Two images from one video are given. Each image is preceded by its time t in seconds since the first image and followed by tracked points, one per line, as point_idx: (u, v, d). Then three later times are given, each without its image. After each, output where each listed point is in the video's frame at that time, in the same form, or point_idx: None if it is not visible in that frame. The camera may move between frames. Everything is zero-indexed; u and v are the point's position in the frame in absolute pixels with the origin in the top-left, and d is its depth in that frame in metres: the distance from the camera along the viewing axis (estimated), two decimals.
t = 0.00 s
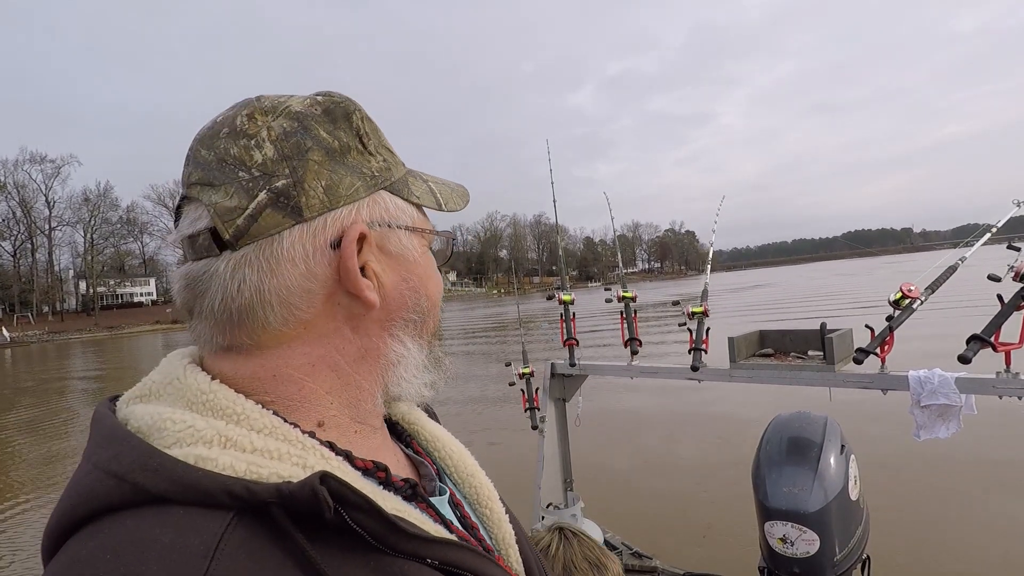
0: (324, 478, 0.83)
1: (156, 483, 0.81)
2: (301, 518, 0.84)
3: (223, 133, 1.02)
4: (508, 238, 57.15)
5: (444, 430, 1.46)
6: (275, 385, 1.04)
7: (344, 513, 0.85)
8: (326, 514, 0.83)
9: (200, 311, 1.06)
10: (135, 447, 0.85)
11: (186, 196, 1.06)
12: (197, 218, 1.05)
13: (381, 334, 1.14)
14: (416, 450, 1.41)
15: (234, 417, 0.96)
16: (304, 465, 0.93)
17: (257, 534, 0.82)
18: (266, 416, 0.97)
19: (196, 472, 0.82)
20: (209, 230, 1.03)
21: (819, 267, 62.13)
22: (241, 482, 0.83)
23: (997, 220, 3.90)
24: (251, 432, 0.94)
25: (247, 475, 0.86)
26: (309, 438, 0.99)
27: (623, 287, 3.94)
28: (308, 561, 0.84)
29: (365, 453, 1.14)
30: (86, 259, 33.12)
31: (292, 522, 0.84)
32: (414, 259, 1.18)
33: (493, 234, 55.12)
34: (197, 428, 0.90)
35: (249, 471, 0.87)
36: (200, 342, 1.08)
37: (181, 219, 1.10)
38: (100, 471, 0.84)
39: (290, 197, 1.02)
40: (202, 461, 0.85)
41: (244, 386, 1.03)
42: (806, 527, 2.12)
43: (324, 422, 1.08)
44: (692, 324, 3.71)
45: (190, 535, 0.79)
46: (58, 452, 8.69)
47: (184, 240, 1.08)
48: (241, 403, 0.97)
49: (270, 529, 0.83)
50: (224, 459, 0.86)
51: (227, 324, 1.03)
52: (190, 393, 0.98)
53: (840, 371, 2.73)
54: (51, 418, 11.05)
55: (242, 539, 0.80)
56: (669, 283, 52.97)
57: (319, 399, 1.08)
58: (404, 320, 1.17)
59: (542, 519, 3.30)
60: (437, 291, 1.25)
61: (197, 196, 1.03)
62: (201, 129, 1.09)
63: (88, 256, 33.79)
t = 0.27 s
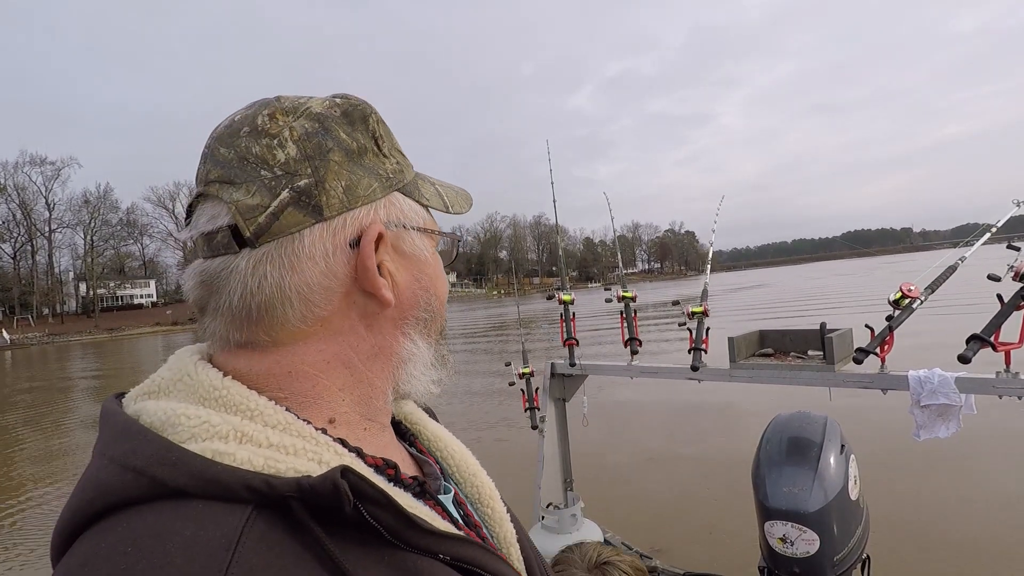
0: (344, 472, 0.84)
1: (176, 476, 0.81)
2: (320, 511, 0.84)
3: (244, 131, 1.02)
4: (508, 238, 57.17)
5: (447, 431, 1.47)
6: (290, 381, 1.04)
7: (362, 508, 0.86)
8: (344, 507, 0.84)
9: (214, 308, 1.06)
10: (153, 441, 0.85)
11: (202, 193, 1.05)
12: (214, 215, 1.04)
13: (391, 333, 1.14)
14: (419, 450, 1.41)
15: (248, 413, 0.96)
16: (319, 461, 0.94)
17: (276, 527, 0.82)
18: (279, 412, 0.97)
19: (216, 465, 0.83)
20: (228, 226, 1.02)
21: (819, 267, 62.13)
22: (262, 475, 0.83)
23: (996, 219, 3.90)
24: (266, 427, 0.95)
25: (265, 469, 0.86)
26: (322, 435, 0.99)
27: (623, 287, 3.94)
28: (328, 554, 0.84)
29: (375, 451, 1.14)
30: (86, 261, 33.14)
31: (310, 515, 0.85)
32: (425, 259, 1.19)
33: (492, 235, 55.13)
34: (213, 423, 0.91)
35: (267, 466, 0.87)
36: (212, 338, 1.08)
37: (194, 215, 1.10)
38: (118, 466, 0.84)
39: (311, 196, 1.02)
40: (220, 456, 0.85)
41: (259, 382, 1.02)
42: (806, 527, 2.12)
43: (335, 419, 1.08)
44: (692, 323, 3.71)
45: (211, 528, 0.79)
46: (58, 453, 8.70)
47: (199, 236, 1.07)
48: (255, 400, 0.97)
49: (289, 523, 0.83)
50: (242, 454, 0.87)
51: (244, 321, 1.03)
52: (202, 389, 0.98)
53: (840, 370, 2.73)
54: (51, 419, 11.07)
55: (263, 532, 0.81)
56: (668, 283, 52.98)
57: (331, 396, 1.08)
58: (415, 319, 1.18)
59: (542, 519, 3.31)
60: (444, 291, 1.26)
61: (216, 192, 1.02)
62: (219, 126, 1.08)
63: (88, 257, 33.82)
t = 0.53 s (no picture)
0: (347, 467, 0.84)
1: (178, 473, 0.81)
2: (323, 507, 0.84)
3: (246, 132, 1.02)
4: (508, 239, 57.18)
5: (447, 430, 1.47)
6: (291, 380, 1.03)
7: (364, 503, 0.86)
8: (346, 503, 0.84)
9: (216, 307, 1.06)
10: (156, 439, 0.85)
11: (204, 192, 1.05)
12: (216, 214, 1.04)
13: (390, 332, 1.14)
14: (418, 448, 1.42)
15: (249, 410, 0.95)
16: (322, 457, 0.93)
17: (280, 523, 0.82)
18: (282, 410, 0.97)
19: (219, 462, 0.82)
20: (230, 226, 1.02)
21: (818, 266, 62.14)
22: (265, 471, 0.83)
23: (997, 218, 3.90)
24: (268, 424, 0.94)
25: (268, 466, 0.86)
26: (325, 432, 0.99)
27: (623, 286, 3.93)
28: (330, 549, 0.84)
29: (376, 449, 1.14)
30: (86, 263, 33.13)
31: (312, 511, 0.84)
32: (423, 257, 1.19)
33: (492, 236, 55.13)
34: (215, 421, 0.90)
35: (269, 462, 0.87)
36: (213, 337, 1.07)
37: (196, 213, 1.09)
38: (120, 465, 0.84)
39: (313, 196, 1.02)
40: (222, 452, 0.85)
41: (260, 381, 1.02)
42: (806, 527, 2.12)
43: (335, 417, 1.07)
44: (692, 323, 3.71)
45: (214, 525, 0.79)
46: (58, 455, 8.70)
47: (200, 236, 1.06)
48: (257, 398, 0.97)
49: (292, 518, 0.83)
50: (244, 451, 0.86)
51: (245, 320, 1.02)
52: (205, 387, 0.97)
53: (840, 370, 2.73)
54: (51, 421, 11.07)
55: (266, 529, 0.81)
56: (668, 284, 52.97)
57: (332, 395, 1.07)
58: (415, 319, 1.18)
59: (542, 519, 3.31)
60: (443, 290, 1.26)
61: (218, 192, 1.02)
62: (221, 126, 1.08)
63: (88, 259, 33.82)
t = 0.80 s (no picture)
0: (342, 464, 0.84)
1: (184, 465, 0.82)
2: (321, 503, 0.84)
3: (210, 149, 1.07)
4: (508, 240, 57.15)
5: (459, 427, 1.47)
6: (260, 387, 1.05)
7: (361, 499, 0.86)
8: (342, 499, 0.84)
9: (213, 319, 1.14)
10: (165, 432, 0.85)
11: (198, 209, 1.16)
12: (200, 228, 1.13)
13: (361, 332, 1.08)
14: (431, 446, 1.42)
15: (255, 407, 0.96)
16: (323, 454, 0.94)
17: (279, 517, 0.82)
18: (286, 407, 0.97)
19: (222, 457, 0.82)
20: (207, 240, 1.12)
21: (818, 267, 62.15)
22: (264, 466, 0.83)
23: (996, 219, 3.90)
24: (273, 421, 0.95)
25: (269, 461, 0.86)
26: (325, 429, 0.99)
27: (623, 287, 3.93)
28: (327, 545, 0.84)
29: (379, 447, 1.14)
30: (87, 263, 33.10)
31: (311, 506, 0.85)
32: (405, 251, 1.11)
33: (493, 236, 55.11)
34: (222, 416, 0.90)
35: (271, 458, 0.87)
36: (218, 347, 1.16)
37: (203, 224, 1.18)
38: (132, 456, 0.84)
39: (244, 203, 1.02)
40: (226, 448, 0.86)
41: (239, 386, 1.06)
42: (806, 528, 2.12)
43: (331, 418, 1.07)
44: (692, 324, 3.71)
45: (216, 517, 0.79)
46: (58, 455, 8.69)
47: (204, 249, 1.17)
48: (262, 396, 0.98)
49: (291, 513, 0.84)
50: (247, 446, 0.87)
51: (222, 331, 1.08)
52: (215, 384, 0.98)
53: (840, 371, 2.73)
54: (51, 422, 11.05)
55: (266, 522, 0.81)
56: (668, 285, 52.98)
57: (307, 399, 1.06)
58: (378, 319, 1.09)
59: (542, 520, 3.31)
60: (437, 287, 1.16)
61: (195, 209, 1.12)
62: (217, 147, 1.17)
63: (88, 259, 33.78)
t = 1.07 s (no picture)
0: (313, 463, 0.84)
1: (178, 454, 0.83)
2: (296, 499, 0.83)
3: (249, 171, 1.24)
4: (509, 241, 57.15)
5: (481, 433, 1.47)
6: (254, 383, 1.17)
7: (334, 497, 0.86)
8: (314, 496, 0.83)
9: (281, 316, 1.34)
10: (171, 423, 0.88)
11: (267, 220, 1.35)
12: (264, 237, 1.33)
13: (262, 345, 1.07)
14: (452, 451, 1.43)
15: (259, 404, 0.98)
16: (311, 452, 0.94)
17: (256, 510, 0.82)
18: (287, 405, 0.99)
19: (210, 448, 0.84)
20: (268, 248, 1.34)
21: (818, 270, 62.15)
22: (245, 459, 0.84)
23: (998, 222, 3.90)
24: (272, 419, 0.96)
25: (256, 456, 0.87)
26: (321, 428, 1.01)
27: (623, 290, 3.93)
28: (302, 544, 0.83)
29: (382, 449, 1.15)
30: (88, 262, 33.07)
31: (290, 505, 0.84)
32: (318, 267, 1.02)
33: (493, 238, 55.09)
34: (226, 411, 0.93)
35: (259, 453, 0.87)
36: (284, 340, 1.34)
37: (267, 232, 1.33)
38: (142, 443, 0.87)
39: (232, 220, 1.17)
40: (220, 441, 0.87)
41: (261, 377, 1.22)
42: (806, 532, 2.11)
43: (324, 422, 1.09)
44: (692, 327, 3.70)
45: (197, 505, 0.79)
46: (57, 454, 8.68)
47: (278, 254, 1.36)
48: (268, 393, 1.00)
49: (270, 509, 0.83)
50: (239, 440, 0.87)
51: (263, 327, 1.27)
52: (231, 379, 1.02)
53: (840, 375, 2.72)
54: (51, 421, 11.04)
55: (244, 514, 0.80)
56: (668, 287, 52.98)
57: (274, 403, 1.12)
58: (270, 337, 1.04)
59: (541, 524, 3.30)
60: (356, 308, 1.01)
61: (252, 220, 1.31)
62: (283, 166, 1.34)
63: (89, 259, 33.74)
